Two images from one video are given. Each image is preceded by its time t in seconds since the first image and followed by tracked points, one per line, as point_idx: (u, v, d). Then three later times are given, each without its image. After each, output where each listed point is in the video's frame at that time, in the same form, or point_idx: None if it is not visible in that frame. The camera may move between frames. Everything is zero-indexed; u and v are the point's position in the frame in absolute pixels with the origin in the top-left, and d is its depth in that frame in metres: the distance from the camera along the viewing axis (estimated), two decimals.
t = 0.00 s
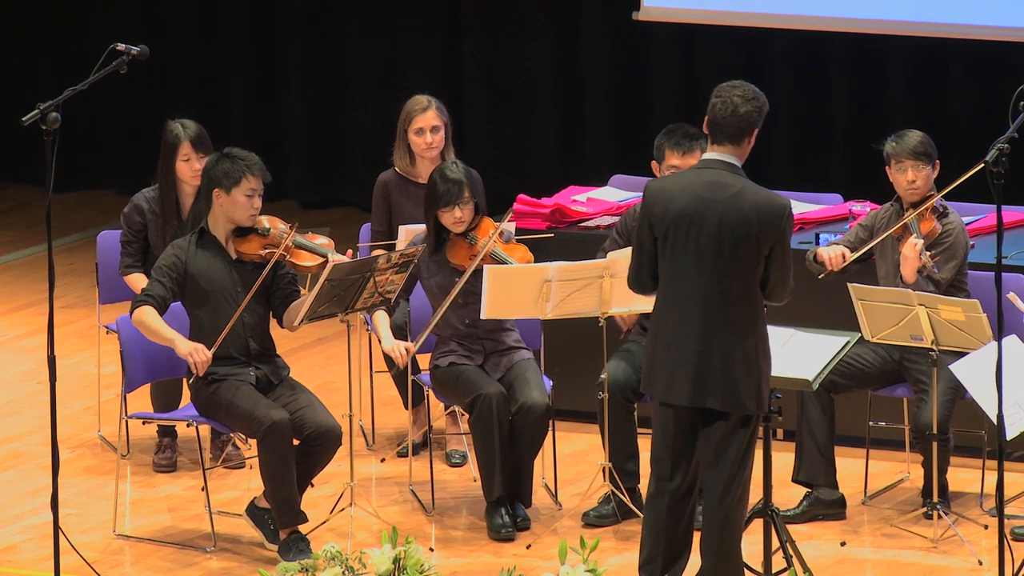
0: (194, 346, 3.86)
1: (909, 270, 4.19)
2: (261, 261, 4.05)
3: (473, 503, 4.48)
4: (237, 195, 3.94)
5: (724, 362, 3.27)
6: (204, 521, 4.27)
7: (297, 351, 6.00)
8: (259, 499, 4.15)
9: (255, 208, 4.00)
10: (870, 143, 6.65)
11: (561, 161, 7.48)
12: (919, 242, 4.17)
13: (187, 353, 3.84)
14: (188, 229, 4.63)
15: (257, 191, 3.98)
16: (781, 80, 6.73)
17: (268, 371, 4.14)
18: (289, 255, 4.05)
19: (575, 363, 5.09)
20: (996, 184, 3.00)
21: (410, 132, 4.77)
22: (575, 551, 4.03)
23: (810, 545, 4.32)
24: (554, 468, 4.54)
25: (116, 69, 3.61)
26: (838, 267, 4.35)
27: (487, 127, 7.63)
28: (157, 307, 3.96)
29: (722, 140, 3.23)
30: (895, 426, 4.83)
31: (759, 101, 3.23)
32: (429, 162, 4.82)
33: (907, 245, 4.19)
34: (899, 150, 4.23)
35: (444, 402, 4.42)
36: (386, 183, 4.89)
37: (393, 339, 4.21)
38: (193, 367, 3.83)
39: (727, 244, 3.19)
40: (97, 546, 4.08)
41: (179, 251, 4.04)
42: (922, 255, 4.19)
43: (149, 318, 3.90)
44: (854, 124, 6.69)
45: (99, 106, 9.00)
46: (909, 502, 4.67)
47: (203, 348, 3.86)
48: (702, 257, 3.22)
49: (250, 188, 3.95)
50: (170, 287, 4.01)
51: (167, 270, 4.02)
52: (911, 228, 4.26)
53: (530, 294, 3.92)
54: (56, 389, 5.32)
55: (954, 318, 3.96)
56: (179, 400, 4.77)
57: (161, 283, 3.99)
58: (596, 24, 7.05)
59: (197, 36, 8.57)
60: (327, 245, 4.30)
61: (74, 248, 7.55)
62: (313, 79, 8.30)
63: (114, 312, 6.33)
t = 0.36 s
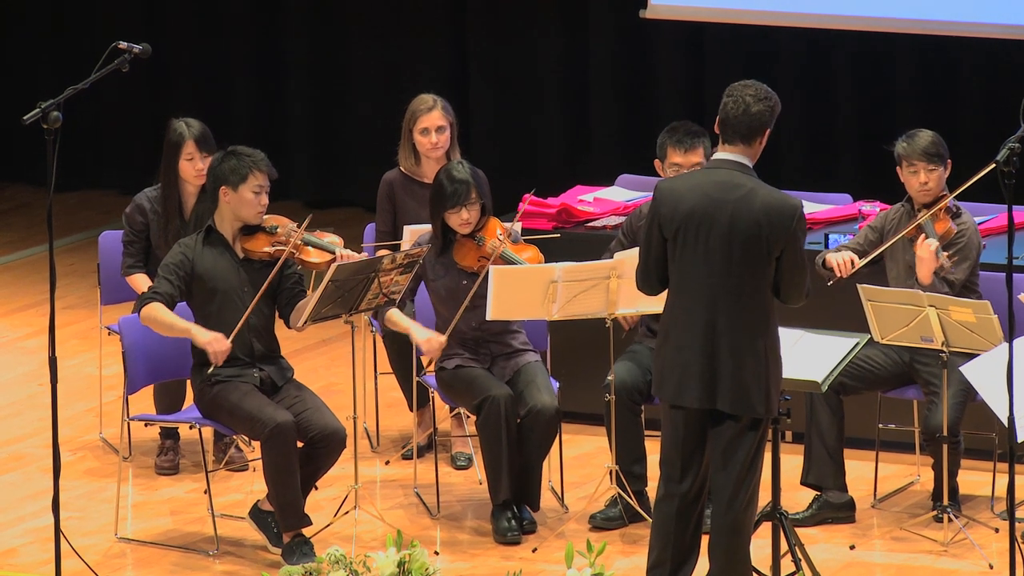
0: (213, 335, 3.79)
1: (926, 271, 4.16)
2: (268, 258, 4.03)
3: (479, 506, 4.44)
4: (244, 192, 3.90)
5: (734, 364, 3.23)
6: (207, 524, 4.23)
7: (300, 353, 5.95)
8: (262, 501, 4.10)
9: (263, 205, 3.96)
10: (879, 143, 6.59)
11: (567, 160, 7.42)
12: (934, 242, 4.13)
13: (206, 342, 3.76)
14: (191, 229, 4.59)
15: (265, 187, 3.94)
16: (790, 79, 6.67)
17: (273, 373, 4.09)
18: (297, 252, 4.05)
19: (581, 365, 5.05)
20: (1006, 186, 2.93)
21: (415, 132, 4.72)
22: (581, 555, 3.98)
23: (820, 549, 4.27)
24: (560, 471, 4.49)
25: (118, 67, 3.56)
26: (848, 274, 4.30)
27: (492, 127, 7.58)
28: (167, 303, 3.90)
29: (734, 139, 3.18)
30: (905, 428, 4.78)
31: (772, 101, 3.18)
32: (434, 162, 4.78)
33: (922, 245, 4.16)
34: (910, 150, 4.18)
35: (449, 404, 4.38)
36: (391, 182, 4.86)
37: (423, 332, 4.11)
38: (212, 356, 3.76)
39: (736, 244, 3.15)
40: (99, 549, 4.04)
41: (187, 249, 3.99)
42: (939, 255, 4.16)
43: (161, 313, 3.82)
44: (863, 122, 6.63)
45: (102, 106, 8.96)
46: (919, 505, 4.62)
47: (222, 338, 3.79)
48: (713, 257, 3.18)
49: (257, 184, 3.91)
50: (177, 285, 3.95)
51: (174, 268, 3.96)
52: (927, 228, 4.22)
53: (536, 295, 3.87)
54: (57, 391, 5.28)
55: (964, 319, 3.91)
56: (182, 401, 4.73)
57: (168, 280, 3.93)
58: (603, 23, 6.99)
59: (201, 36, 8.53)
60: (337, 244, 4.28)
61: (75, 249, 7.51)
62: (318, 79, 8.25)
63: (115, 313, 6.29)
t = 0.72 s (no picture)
0: (245, 309, 3.74)
1: (943, 273, 4.08)
2: (271, 263, 3.99)
3: (483, 510, 4.39)
4: (247, 196, 3.85)
5: (739, 365, 3.18)
6: (208, 528, 4.18)
7: (302, 355, 5.91)
8: (264, 505, 4.06)
9: (266, 209, 3.92)
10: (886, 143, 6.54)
11: (571, 160, 7.37)
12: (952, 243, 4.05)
13: (241, 317, 3.71)
14: (192, 229, 4.55)
15: (268, 191, 3.89)
16: (797, 79, 6.62)
17: (275, 375, 4.04)
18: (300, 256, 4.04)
19: (587, 368, 5.00)
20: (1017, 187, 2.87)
21: (419, 132, 4.68)
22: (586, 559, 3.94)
23: (827, 553, 4.22)
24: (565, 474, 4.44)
25: (118, 67, 3.52)
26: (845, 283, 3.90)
27: (497, 127, 7.53)
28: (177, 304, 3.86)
29: (736, 139, 3.14)
30: (914, 431, 4.73)
31: (774, 99, 3.13)
32: (437, 162, 4.74)
33: (939, 246, 4.08)
34: (923, 151, 4.13)
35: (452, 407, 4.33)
36: (394, 183, 4.80)
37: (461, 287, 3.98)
38: (248, 330, 3.71)
39: (740, 244, 3.10)
40: (99, 553, 3.99)
41: (188, 251, 3.95)
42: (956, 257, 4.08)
43: (179, 308, 3.79)
44: (871, 123, 6.57)
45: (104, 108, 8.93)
46: (928, 509, 4.57)
47: (254, 310, 3.75)
48: (716, 258, 3.13)
49: (261, 188, 3.86)
50: (183, 287, 3.92)
51: (178, 271, 3.92)
52: (942, 229, 4.16)
53: (541, 297, 3.83)
54: (57, 394, 5.24)
55: (974, 321, 3.86)
56: (183, 404, 4.69)
57: (174, 283, 3.89)
58: (608, 22, 6.94)
59: (204, 36, 8.50)
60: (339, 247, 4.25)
61: (75, 250, 7.47)
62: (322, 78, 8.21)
63: (115, 315, 6.25)
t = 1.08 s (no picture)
0: (234, 318, 3.69)
1: (958, 281, 4.00)
2: (268, 262, 3.95)
3: (486, 512, 4.35)
4: (244, 194, 3.81)
5: (739, 365, 3.13)
6: (208, 531, 4.14)
7: (303, 356, 5.87)
8: (264, 507, 4.01)
9: (263, 207, 3.88)
10: (893, 141, 6.49)
11: (575, 159, 7.32)
12: (967, 253, 3.98)
13: (229, 325, 3.67)
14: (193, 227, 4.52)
15: (265, 189, 3.86)
16: (803, 78, 6.57)
17: (275, 376, 4.00)
18: (296, 255, 3.99)
19: (590, 369, 4.95)
20: None
21: (420, 129, 4.64)
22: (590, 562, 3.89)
23: (834, 556, 4.17)
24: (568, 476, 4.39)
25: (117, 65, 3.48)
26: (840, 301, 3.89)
27: (500, 125, 7.48)
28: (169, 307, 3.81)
29: (733, 136, 3.09)
30: (920, 433, 4.68)
31: (768, 94, 3.08)
32: (439, 160, 4.70)
33: (955, 255, 4.00)
34: (932, 155, 4.08)
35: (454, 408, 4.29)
36: (395, 182, 4.76)
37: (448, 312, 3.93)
38: (236, 339, 3.67)
39: (738, 242, 3.06)
40: (98, 556, 3.95)
41: (184, 251, 3.90)
42: (972, 265, 4.00)
43: (171, 312, 3.75)
44: (878, 121, 6.52)
45: (105, 108, 8.89)
46: (935, 511, 4.52)
47: (243, 318, 3.70)
48: (716, 255, 3.09)
49: (258, 186, 3.82)
50: (177, 288, 3.85)
51: (172, 271, 3.87)
52: (955, 236, 4.09)
53: (544, 298, 3.78)
54: (56, 395, 5.20)
55: (981, 322, 3.81)
56: (183, 406, 4.65)
57: (168, 284, 3.84)
58: (613, 20, 6.89)
59: (206, 36, 8.46)
60: (338, 245, 4.21)
61: (75, 249, 7.44)
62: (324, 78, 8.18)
63: (114, 316, 6.21)
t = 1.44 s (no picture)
0: (217, 338, 3.67)
1: (970, 286, 3.96)
2: (266, 263, 3.90)
3: (489, 517, 4.30)
4: (242, 194, 3.78)
5: (734, 366, 3.09)
6: (208, 536, 4.09)
7: (304, 359, 5.82)
8: (265, 512, 3.97)
9: (261, 207, 3.83)
10: (900, 142, 6.44)
11: (579, 161, 7.28)
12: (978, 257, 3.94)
13: (212, 345, 3.64)
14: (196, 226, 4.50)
15: (262, 189, 3.82)
16: (810, 78, 6.52)
17: (275, 379, 3.96)
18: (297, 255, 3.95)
19: (595, 372, 4.90)
20: None
21: (422, 130, 4.60)
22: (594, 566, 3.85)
23: (841, 562, 4.11)
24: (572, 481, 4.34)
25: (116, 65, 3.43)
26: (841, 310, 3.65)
27: (503, 127, 7.44)
28: (166, 310, 3.76)
29: (723, 136, 3.05)
30: (928, 437, 4.63)
31: (755, 90, 3.04)
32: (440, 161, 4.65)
33: (966, 259, 3.96)
34: (943, 157, 4.02)
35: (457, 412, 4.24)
36: (397, 183, 4.72)
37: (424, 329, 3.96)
38: (221, 359, 3.64)
39: (729, 242, 3.01)
40: (96, 561, 3.91)
41: (183, 254, 3.86)
42: (984, 269, 3.96)
43: (163, 320, 3.70)
44: (886, 121, 6.46)
45: (106, 110, 8.86)
46: (943, 516, 4.47)
47: (227, 340, 3.67)
48: (707, 256, 3.05)
49: (254, 186, 3.79)
50: (175, 291, 3.82)
51: (170, 275, 3.83)
52: (965, 239, 4.05)
53: (547, 301, 3.74)
54: (55, 398, 5.16)
55: (989, 324, 3.75)
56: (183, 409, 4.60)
57: (165, 287, 3.80)
58: (617, 20, 6.85)
59: (207, 37, 8.42)
60: (337, 243, 4.14)
61: (74, 251, 7.40)
62: (326, 79, 8.14)
63: (113, 319, 6.17)
